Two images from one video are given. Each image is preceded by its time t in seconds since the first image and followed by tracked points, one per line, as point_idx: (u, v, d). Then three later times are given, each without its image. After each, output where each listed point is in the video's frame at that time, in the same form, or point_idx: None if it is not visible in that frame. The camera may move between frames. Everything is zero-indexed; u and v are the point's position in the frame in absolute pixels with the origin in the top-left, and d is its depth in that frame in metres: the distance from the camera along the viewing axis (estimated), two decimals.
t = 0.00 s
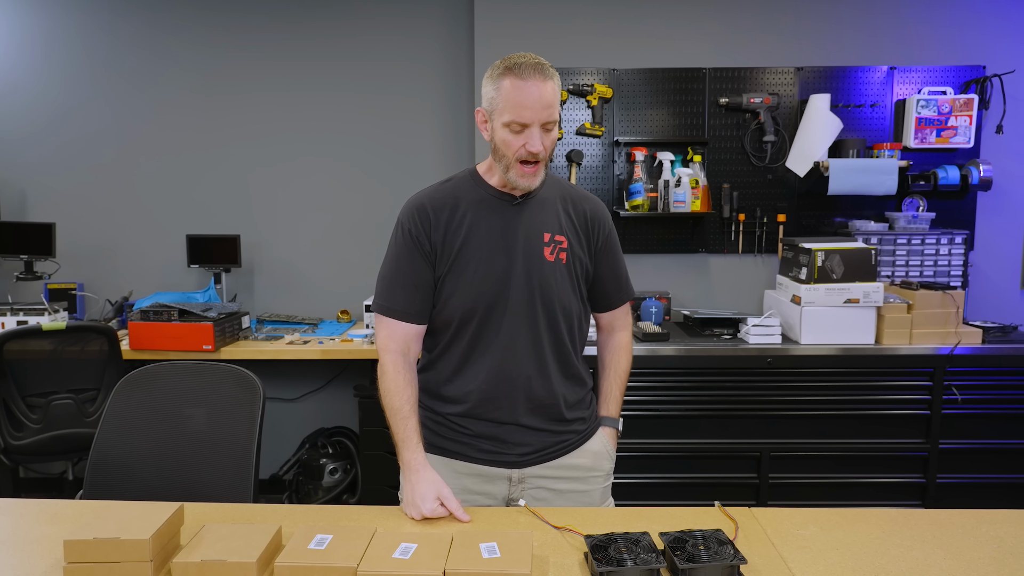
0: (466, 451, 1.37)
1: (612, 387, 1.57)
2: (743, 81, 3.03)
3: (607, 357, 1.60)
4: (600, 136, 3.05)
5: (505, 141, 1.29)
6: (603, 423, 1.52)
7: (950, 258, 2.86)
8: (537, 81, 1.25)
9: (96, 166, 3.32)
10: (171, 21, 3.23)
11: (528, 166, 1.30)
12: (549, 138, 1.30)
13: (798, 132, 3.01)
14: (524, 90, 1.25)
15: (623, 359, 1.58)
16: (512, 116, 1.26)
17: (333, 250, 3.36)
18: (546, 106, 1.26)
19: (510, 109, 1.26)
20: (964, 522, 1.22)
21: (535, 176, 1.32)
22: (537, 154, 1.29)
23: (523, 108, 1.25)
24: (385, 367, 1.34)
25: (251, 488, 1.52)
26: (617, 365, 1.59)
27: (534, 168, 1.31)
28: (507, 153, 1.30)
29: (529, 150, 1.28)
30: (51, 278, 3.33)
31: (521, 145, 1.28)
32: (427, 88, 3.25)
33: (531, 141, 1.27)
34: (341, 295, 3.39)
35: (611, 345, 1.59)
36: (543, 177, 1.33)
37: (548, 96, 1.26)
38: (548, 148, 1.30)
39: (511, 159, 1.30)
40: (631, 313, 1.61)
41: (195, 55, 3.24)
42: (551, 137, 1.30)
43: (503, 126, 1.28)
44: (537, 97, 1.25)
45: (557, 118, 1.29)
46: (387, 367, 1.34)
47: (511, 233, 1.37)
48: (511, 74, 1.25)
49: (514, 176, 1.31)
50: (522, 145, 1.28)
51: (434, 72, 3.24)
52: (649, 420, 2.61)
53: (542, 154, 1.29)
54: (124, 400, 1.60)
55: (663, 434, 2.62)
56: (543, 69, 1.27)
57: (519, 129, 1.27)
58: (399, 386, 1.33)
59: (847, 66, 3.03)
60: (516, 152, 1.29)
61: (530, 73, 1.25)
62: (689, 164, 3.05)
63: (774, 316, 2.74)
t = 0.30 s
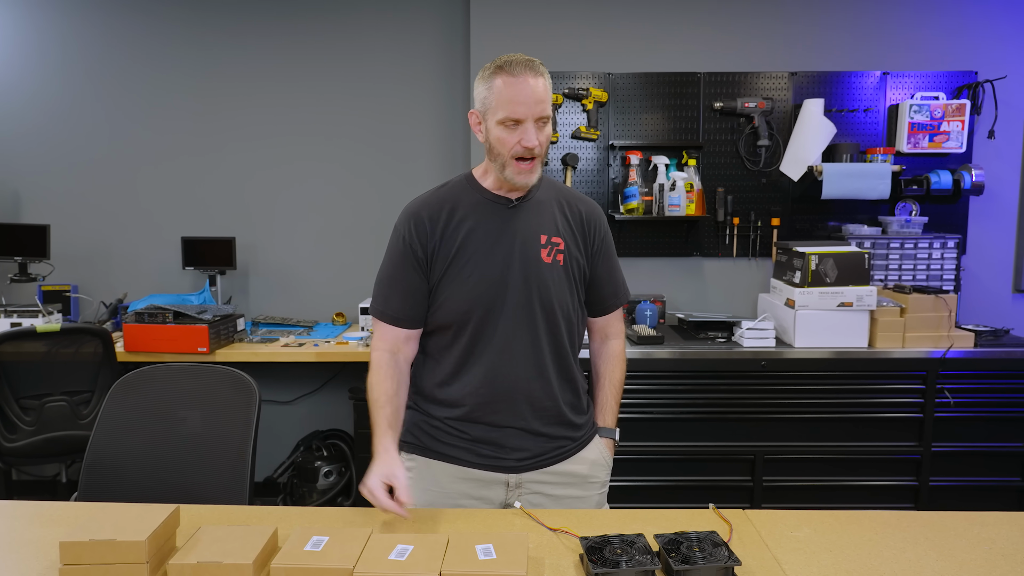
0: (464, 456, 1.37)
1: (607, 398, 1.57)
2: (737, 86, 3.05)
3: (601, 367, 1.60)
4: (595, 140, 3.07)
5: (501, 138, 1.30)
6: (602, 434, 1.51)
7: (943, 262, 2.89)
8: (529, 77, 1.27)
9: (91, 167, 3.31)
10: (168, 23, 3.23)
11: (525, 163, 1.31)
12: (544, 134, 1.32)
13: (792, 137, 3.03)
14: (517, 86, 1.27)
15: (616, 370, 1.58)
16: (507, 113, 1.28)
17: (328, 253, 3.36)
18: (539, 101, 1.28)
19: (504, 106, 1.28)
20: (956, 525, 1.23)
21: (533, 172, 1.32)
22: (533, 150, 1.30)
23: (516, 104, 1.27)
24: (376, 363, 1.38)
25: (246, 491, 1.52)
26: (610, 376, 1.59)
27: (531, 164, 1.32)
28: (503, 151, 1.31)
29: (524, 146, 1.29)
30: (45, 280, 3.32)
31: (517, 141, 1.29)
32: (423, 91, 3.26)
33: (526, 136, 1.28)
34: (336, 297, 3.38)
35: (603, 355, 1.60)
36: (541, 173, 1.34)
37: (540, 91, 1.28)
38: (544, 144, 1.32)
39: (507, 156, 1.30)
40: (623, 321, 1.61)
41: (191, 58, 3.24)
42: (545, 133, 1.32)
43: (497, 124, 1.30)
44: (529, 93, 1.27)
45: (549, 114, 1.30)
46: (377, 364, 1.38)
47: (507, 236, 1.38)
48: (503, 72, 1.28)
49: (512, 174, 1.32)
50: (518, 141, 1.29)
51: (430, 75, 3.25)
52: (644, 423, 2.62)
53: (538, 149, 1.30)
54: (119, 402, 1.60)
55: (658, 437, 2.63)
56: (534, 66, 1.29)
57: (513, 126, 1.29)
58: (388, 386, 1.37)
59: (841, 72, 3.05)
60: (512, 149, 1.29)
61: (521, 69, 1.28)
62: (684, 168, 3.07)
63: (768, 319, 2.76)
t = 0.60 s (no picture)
0: (465, 461, 1.37)
1: (607, 401, 1.57)
2: (739, 88, 3.06)
3: (601, 369, 1.60)
4: (597, 143, 3.07)
5: (510, 138, 1.32)
6: (603, 436, 1.51)
7: (944, 265, 2.89)
8: (531, 77, 1.32)
9: (94, 170, 3.32)
10: (170, 27, 3.24)
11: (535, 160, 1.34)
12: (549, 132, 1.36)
13: (794, 140, 3.04)
14: (522, 85, 1.31)
15: (615, 371, 1.58)
16: (516, 111, 1.31)
17: (330, 255, 3.36)
18: (543, 99, 1.33)
19: (512, 105, 1.31)
20: (958, 527, 1.23)
21: (543, 170, 1.35)
22: (542, 147, 1.33)
23: (524, 102, 1.31)
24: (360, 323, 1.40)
25: (248, 492, 1.53)
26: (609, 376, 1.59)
27: (541, 161, 1.34)
28: (513, 151, 1.33)
29: (535, 143, 1.32)
30: (48, 282, 3.33)
31: (527, 138, 1.32)
32: (425, 93, 3.26)
33: (535, 133, 1.32)
34: (338, 300, 3.39)
35: (603, 356, 1.60)
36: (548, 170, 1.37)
37: (544, 90, 1.33)
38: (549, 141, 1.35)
39: (518, 154, 1.33)
40: (621, 321, 1.62)
41: (193, 61, 3.25)
42: (549, 131, 1.36)
43: (506, 123, 1.32)
44: (535, 91, 1.31)
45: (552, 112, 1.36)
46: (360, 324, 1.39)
47: (503, 238, 1.39)
48: (506, 73, 1.32)
49: (526, 171, 1.33)
50: (527, 139, 1.32)
51: (431, 78, 3.25)
52: (646, 426, 2.62)
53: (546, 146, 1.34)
54: (121, 404, 1.60)
55: (659, 440, 2.62)
56: (534, 67, 1.34)
57: (521, 124, 1.32)
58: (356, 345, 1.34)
59: (842, 74, 3.06)
60: (523, 147, 1.32)
61: (523, 70, 1.32)
62: (686, 171, 3.08)
63: (770, 322, 2.76)
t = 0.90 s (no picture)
0: (469, 465, 1.37)
1: (607, 401, 1.58)
2: (742, 89, 3.05)
3: (601, 370, 1.60)
4: (600, 144, 3.08)
5: (500, 134, 1.32)
6: (603, 436, 1.52)
7: (949, 265, 2.88)
8: (526, 75, 1.31)
9: (100, 173, 3.34)
10: (175, 30, 3.26)
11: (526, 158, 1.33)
12: (543, 131, 1.34)
13: (798, 140, 3.03)
14: (514, 83, 1.30)
15: (613, 371, 1.59)
16: (506, 109, 1.31)
17: (335, 257, 3.38)
18: (537, 97, 1.31)
19: (503, 102, 1.31)
20: (961, 528, 1.23)
21: (532, 169, 1.34)
22: (533, 145, 1.32)
23: (515, 100, 1.31)
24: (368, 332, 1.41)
25: (253, 493, 1.53)
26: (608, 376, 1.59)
27: (531, 160, 1.33)
28: (503, 148, 1.33)
29: (524, 141, 1.31)
30: (54, 284, 3.35)
31: (516, 136, 1.32)
32: (428, 96, 3.27)
33: (524, 132, 1.31)
34: (342, 301, 3.40)
35: (603, 358, 1.60)
36: (540, 170, 1.36)
37: (538, 88, 1.32)
38: (542, 140, 1.34)
39: (507, 152, 1.33)
40: (620, 321, 1.62)
41: (198, 65, 3.27)
42: (544, 131, 1.34)
43: (497, 120, 1.33)
44: (527, 89, 1.31)
45: (548, 111, 1.34)
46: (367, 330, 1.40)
47: (506, 239, 1.39)
48: (501, 70, 1.32)
49: (513, 169, 1.33)
50: (516, 136, 1.32)
51: (434, 80, 3.26)
52: (650, 427, 2.62)
53: (537, 144, 1.33)
54: (127, 406, 1.61)
55: (663, 441, 2.62)
56: (531, 66, 1.33)
57: (512, 122, 1.32)
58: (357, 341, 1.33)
59: (846, 75, 3.05)
60: (511, 144, 1.32)
61: (519, 67, 1.32)
62: (689, 171, 3.07)
63: (774, 323, 2.75)
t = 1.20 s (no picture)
0: (469, 468, 1.37)
1: (610, 405, 1.57)
2: (742, 93, 3.07)
3: (602, 374, 1.60)
4: (600, 147, 3.08)
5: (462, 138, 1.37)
6: (604, 441, 1.52)
7: (948, 269, 2.88)
8: (478, 75, 1.32)
9: (101, 176, 3.35)
10: (177, 33, 3.27)
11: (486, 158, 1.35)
12: (501, 129, 1.33)
13: (797, 143, 3.04)
14: (466, 87, 1.33)
15: (616, 376, 1.58)
16: (461, 113, 1.35)
17: (335, 260, 3.38)
18: (487, 96, 1.31)
19: (459, 107, 1.35)
20: (960, 530, 1.23)
21: (492, 168, 1.34)
22: (488, 145, 1.33)
23: (467, 103, 1.33)
24: (410, 353, 1.29)
25: (253, 496, 1.53)
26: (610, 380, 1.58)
27: (490, 160, 1.34)
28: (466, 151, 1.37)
29: (477, 142, 1.33)
30: (55, 287, 3.36)
31: (471, 138, 1.34)
32: (428, 98, 3.28)
33: (477, 133, 1.33)
34: (343, 304, 3.41)
35: (604, 363, 1.60)
36: (503, 168, 1.35)
37: (489, 86, 1.32)
38: (499, 138, 1.33)
39: (469, 154, 1.36)
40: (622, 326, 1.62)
41: (200, 67, 3.28)
42: (502, 128, 1.33)
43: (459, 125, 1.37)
44: (478, 90, 1.32)
45: (505, 107, 1.32)
46: (412, 350, 1.29)
47: (509, 241, 1.40)
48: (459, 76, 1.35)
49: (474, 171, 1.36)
50: (472, 138, 1.34)
51: (435, 83, 3.27)
52: (650, 429, 2.62)
53: (491, 143, 1.33)
54: (127, 408, 1.61)
55: (663, 443, 2.62)
56: (489, 64, 1.33)
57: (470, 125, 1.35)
58: (444, 352, 1.26)
59: (845, 79, 3.06)
60: (469, 147, 1.35)
61: (472, 69, 1.33)
62: (689, 175, 3.08)
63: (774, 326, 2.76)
